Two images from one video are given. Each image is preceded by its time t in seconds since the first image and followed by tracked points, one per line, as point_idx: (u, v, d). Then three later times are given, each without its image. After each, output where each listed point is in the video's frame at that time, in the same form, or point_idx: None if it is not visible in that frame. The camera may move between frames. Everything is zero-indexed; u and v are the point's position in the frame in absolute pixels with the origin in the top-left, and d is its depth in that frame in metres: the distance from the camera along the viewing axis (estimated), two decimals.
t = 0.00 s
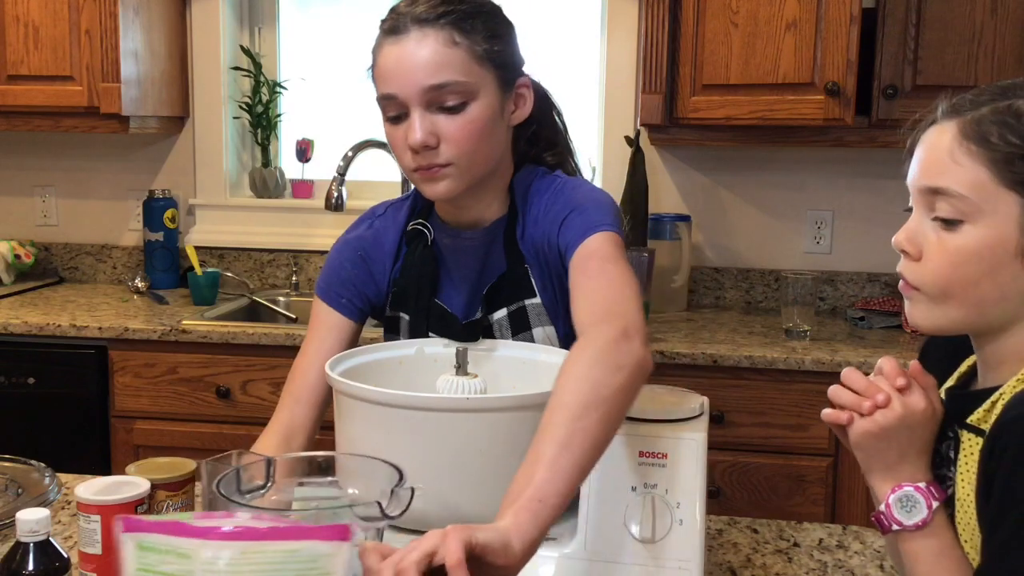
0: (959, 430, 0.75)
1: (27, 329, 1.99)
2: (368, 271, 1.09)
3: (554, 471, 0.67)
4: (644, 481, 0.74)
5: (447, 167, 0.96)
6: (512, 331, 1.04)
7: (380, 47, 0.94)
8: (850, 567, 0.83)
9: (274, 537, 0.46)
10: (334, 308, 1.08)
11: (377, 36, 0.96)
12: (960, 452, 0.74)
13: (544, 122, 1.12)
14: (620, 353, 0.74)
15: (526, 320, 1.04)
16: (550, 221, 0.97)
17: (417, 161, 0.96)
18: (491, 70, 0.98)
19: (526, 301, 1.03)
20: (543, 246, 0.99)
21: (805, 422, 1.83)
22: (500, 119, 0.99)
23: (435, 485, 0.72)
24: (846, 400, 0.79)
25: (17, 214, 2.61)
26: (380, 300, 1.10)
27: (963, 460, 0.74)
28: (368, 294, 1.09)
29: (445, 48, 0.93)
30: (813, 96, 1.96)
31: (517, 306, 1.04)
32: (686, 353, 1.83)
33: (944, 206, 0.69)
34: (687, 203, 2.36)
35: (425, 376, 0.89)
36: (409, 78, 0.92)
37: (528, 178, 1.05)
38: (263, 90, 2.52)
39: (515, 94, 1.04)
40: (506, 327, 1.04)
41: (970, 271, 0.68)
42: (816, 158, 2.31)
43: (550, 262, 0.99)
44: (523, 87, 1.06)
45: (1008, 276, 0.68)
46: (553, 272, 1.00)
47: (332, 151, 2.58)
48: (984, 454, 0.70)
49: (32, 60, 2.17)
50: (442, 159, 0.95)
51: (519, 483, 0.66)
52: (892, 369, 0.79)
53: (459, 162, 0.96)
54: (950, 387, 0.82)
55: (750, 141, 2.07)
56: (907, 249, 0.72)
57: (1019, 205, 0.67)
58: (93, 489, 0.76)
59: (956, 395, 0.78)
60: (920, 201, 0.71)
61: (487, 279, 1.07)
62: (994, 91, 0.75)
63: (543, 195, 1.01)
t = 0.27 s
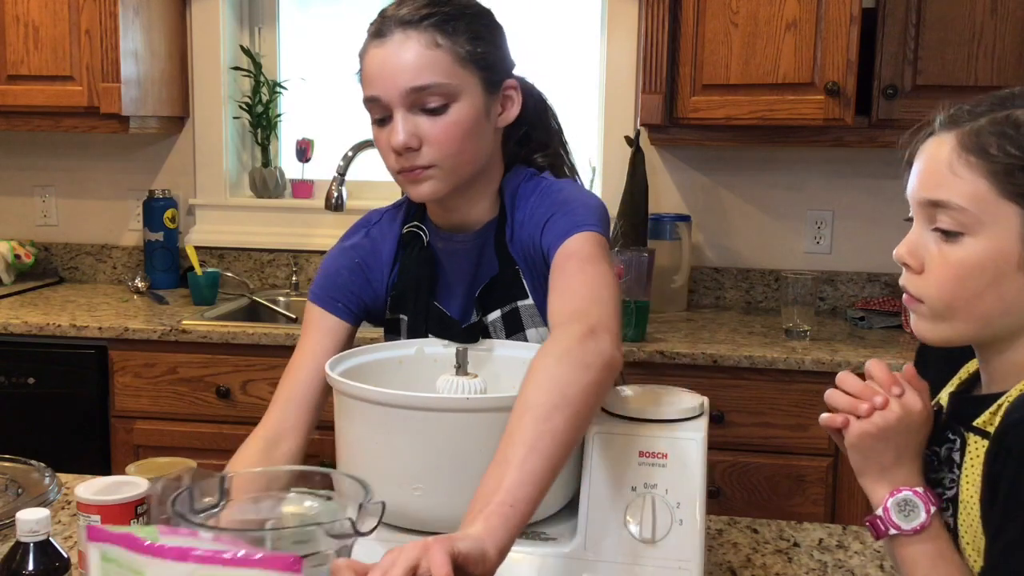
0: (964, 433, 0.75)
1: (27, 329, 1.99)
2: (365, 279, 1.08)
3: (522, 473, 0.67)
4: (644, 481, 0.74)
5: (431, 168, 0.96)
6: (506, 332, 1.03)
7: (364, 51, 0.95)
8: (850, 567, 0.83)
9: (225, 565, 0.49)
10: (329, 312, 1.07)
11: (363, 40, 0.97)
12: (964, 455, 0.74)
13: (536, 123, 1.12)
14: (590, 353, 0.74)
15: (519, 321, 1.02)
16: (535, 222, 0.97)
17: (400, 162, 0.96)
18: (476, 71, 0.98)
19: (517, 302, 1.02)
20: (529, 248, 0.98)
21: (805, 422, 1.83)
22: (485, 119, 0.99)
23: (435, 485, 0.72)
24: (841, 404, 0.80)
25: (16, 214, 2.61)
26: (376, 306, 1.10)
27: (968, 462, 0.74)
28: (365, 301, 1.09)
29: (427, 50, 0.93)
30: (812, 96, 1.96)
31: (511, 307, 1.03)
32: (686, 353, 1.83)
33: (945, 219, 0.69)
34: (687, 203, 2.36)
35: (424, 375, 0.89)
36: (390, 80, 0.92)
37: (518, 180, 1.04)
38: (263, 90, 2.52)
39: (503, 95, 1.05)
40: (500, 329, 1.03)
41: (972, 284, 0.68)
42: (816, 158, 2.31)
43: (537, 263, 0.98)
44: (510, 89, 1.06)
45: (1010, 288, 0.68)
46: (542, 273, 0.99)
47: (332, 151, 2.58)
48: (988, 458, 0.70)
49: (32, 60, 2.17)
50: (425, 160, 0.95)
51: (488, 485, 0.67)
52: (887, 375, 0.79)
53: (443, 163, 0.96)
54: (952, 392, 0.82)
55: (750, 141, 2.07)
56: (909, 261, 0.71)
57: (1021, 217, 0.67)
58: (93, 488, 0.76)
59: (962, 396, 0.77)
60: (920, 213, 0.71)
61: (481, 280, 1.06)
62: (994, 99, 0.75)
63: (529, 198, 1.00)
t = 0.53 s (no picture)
0: (964, 432, 0.75)
1: (27, 329, 1.99)
2: (361, 287, 1.06)
3: (483, 483, 0.67)
4: (644, 481, 0.74)
5: (408, 175, 0.96)
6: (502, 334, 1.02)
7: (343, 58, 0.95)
8: (850, 567, 0.83)
9: None
10: (322, 315, 1.03)
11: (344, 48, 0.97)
12: (964, 455, 0.74)
13: (528, 131, 1.10)
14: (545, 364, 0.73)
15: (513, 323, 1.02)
16: (518, 229, 0.94)
17: (377, 168, 0.96)
18: (454, 77, 0.97)
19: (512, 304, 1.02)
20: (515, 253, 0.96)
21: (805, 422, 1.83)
22: (464, 125, 0.98)
23: (435, 484, 0.72)
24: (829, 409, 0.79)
25: (16, 214, 2.61)
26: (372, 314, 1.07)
27: (968, 462, 0.73)
28: (361, 309, 1.06)
29: (402, 56, 0.93)
30: (813, 96, 1.96)
31: (506, 309, 1.02)
32: (686, 353, 1.84)
33: (947, 227, 0.69)
34: (687, 203, 2.36)
35: (423, 376, 0.89)
36: (364, 86, 0.92)
37: (502, 183, 1.01)
38: (263, 90, 2.52)
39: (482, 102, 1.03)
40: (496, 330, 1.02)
41: (973, 293, 0.68)
42: (815, 158, 2.31)
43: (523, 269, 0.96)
44: (491, 96, 1.04)
45: (1012, 297, 0.68)
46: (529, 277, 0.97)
47: (332, 151, 2.58)
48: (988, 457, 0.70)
49: (32, 60, 2.17)
50: (401, 166, 0.95)
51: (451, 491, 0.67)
52: (871, 379, 0.79)
53: (420, 170, 0.96)
54: (947, 392, 0.81)
55: (750, 141, 2.08)
56: (911, 270, 0.71)
57: None
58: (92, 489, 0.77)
59: (960, 398, 0.77)
60: (923, 222, 0.71)
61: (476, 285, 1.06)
62: (997, 104, 0.75)
63: (513, 201, 0.99)
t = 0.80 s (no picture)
0: (969, 432, 0.75)
1: (27, 329, 1.99)
2: (358, 292, 1.05)
3: (466, 490, 0.66)
4: (644, 482, 0.74)
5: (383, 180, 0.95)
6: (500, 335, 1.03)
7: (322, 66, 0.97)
8: (850, 567, 0.83)
9: None
10: (315, 318, 1.02)
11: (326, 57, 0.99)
12: (970, 454, 0.74)
13: (520, 138, 1.09)
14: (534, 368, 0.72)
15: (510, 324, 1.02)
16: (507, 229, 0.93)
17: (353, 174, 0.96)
18: (431, 84, 0.98)
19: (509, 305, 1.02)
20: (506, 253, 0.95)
21: (805, 422, 1.83)
22: (441, 132, 0.98)
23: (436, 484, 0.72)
24: (838, 404, 0.80)
25: (17, 214, 2.61)
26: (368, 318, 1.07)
27: (973, 462, 0.73)
28: (359, 314, 1.05)
29: (376, 62, 0.94)
30: (813, 96, 1.96)
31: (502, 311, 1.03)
32: (686, 352, 1.84)
33: (945, 227, 0.69)
34: (687, 203, 2.36)
35: (423, 377, 0.89)
36: (338, 91, 0.93)
37: (491, 184, 1.01)
38: (263, 90, 2.52)
39: (462, 107, 1.02)
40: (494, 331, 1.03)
41: (976, 292, 0.68)
42: (815, 158, 2.31)
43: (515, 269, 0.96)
44: (472, 102, 1.03)
45: (1013, 294, 0.68)
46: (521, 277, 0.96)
47: (332, 150, 2.58)
48: (997, 456, 0.70)
49: (32, 60, 2.17)
50: (374, 171, 0.95)
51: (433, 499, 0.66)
52: (879, 376, 0.80)
53: (394, 175, 0.95)
54: (950, 392, 0.82)
55: (750, 141, 2.08)
56: (910, 270, 0.71)
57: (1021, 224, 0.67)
58: (92, 489, 0.77)
59: (963, 398, 0.77)
60: (920, 221, 0.71)
61: (472, 285, 1.06)
62: (988, 103, 0.74)
63: (503, 204, 0.97)
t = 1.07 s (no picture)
0: (973, 428, 0.75)
1: (27, 329, 1.99)
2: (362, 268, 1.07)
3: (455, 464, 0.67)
4: (644, 481, 0.74)
5: (390, 168, 0.96)
6: (498, 323, 1.04)
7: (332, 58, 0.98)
8: (850, 567, 0.83)
9: None
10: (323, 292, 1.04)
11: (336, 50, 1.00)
12: (973, 451, 0.74)
13: (528, 124, 1.10)
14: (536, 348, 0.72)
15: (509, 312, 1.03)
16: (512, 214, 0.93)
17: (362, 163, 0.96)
18: (437, 71, 0.97)
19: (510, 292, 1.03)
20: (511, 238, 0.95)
21: (805, 422, 1.83)
22: (447, 120, 0.98)
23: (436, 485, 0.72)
24: (844, 401, 0.79)
25: (16, 214, 2.61)
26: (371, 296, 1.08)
27: (976, 459, 0.74)
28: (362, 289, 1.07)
29: (382, 52, 0.94)
30: (813, 96, 1.96)
31: (502, 299, 1.04)
32: (686, 352, 1.84)
33: (948, 213, 0.69)
34: (687, 203, 2.36)
35: (423, 376, 0.89)
36: (345, 81, 0.94)
37: (497, 171, 0.99)
38: (263, 90, 2.52)
39: (468, 93, 1.01)
40: (492, 320, 1.04)
41: (979, 278, 0.68)
42: (815, 158, 2.31)
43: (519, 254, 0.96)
44: (478, 88, 1.03)
45: (1015, 280, 0.68)
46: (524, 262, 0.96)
47: (332, 150, 2.58)
48: (999, 455, 0.70)
49: (32, 60, 2.17)
50: (381, 160, 0.95)
51: (412, 480, 0.67)
52: (885, 374, 0.79)
53: (401, 163, 0.95)
54: (954, 390, 0.82)
55: (750, 141, 2.08)
56: (914, 258, 0.71)
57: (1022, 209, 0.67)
58: (93, 489, 0.77)
59: (966, 395, 0.78)
60: (924, 209, 0.71)
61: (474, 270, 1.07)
62: (991, 94, 0.74)
63: (508, 189, 0.96)
